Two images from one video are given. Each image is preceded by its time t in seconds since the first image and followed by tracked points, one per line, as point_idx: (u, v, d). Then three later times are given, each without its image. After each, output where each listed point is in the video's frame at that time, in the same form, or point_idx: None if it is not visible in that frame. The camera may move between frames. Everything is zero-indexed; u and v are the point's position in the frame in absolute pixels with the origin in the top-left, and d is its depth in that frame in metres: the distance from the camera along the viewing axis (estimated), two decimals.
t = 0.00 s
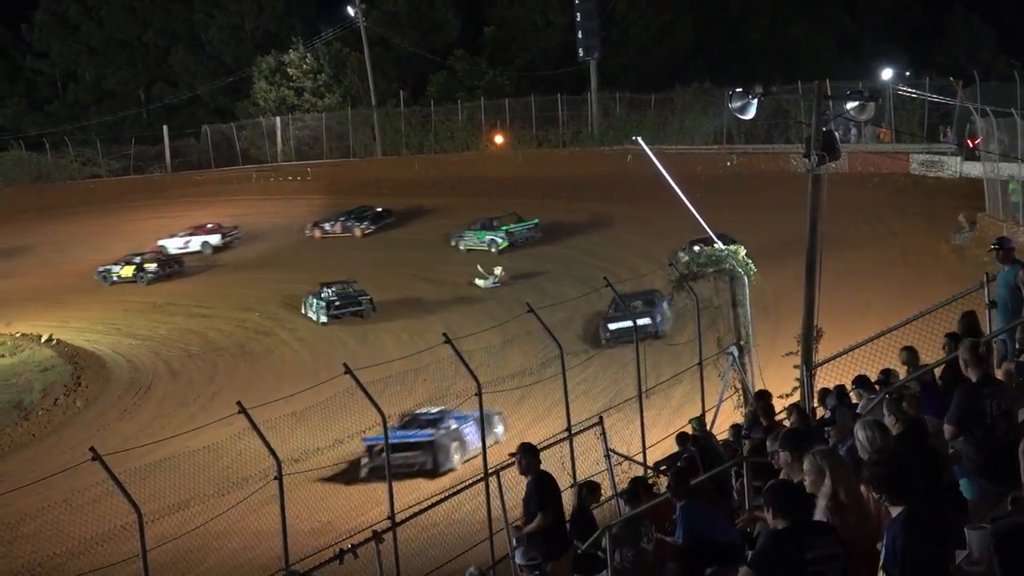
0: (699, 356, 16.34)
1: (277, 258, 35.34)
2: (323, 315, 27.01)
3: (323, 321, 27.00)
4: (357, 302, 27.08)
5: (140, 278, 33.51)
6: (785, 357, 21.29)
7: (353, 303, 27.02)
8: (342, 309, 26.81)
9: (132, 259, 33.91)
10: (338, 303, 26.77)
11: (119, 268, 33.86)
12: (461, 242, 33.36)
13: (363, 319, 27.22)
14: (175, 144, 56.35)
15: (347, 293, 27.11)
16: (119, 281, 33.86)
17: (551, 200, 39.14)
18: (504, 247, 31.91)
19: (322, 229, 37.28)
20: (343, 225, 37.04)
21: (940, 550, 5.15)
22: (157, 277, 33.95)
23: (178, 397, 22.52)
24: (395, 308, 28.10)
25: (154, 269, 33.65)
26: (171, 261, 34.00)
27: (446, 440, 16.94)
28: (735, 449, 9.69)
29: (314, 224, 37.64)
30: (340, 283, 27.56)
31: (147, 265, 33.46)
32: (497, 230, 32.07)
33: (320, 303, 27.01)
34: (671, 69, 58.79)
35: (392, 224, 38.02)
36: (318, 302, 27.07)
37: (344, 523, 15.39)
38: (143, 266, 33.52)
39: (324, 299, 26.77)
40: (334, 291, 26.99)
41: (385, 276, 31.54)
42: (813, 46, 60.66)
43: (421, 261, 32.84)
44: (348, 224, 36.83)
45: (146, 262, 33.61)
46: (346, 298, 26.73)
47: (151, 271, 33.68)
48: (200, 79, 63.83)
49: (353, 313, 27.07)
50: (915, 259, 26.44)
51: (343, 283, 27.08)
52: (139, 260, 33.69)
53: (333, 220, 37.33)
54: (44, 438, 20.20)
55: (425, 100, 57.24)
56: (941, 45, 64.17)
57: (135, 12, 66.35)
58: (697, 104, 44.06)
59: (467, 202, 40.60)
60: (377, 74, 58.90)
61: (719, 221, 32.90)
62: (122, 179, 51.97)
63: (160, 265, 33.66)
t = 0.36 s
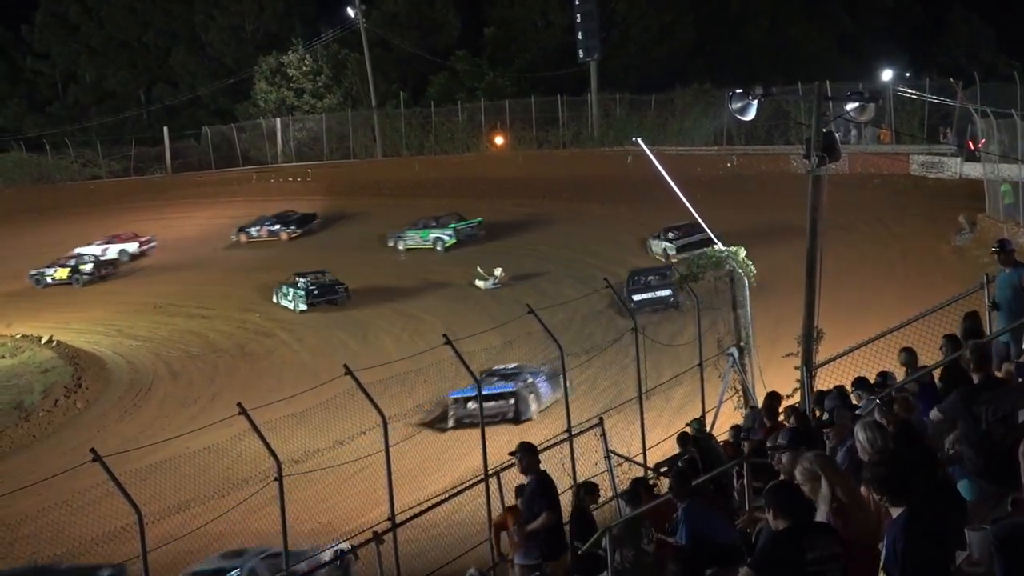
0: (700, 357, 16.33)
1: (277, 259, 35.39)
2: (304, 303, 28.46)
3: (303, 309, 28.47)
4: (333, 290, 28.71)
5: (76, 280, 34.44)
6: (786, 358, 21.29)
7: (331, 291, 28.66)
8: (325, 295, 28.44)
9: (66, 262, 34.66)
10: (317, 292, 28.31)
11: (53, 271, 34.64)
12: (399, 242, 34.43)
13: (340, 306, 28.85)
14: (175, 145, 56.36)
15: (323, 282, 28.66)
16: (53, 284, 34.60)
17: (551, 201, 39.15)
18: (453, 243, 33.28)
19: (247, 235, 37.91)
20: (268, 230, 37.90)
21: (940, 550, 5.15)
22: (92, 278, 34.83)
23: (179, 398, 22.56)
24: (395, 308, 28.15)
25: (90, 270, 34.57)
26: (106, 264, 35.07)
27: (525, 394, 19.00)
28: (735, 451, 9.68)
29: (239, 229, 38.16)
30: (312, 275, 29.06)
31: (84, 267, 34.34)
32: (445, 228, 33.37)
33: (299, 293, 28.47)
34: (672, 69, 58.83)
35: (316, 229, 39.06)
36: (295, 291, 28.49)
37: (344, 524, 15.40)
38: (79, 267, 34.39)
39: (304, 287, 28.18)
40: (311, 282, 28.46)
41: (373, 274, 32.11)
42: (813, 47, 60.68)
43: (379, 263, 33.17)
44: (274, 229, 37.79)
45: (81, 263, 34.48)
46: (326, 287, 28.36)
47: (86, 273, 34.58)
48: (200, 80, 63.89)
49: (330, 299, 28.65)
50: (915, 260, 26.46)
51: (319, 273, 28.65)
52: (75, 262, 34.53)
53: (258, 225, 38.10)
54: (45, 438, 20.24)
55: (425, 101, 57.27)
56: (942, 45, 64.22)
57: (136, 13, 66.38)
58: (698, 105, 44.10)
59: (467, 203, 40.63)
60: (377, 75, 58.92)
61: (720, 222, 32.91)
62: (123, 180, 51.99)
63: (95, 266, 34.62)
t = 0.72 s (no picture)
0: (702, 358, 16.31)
1: (280, 261, 35.41)
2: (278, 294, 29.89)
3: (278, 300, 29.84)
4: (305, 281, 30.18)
5: (9, 284, 35.12)
6: (789, 359, 21.29)
7: (303, 283, 30.12)
8: (300, 287, 29.91)
9: None
10: (292, 284, 29.78)
11: None
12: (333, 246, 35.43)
13: (311, 296, 30.32)
14: (177, 147, 56.41)
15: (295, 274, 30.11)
16: None
17: (554, 202, 39.16)
18: (390, 243, 34.52)
19: (171, 241, 38.51)
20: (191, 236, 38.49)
21: (942, 552, 5.14)
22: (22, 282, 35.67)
23: (183, 399, 22.57)
24: (398, 309, 28.16)
25: (23, 275, 35.38)
26: (38, 268, 35.97)
27: (584, 354, 20.85)
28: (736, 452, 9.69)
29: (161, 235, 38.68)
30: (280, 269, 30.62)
31: (18, 272, 35.17)
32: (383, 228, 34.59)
33: (273, 284, 29.88)
34: (674, 71, 58.89)
35: (264, 234, 39.53)
36: (269, 283, 29.92)
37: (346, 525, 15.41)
38: (13, 272, 35.12)
39: (281, 278, 29.69)
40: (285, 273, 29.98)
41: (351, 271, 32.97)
42: (816, 48, 60.71)
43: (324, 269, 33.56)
44: (198, 235, 38.35)
45: (16, 269, 35.25)
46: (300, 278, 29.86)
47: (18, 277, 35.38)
48: (203, 82, 63.98)
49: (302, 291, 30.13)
50: (917, 261, 26.47)
51: (291, 266, 30.06)
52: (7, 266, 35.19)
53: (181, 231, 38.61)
54: (48, 440, 20.27)
55: (427, 102, 57.32)
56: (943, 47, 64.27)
57: (139, 14, 66.46)
58: (700, 107, 44.14)
59: (469, 205, 40.64)
60: (379, 77, 58.95)
61: (721, 223, 32.95)
62: (125, 182, 52.02)
63: (28, 272, 35.49)
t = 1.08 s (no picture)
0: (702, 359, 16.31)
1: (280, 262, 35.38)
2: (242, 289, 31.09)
3: (243, 296, 31.01)
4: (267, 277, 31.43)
5: None
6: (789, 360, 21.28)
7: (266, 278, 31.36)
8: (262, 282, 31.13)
9: None
10: (255, 280, 30.98)
11: None
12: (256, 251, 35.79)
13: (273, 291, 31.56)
14: (177, 149, 56.39)
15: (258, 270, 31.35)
16: None
17: (554, 204, 39.14)
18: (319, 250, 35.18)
19: (89, 249, 39.14)
20: (108, 243, 39.07)
21: (941, 552, 5.13)
22: None
23: (183, 401, 22.55)
24: (397, 311, 28.14)
25: None
26: None
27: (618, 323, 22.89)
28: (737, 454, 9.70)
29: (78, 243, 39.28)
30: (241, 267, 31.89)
31: None
32: (311, 234, 35.06)
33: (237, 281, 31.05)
34: (675, 72, 58.90)
35: (262, 236, 39.54)
36: (233, 279, 31.07)
37: (346, 527, 15.40)
38: None
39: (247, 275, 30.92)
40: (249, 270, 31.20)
41: (310, 271, 33.71)
42: (816, 48, 60.74)
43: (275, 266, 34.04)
44: (115, 242, 39.00)
45: None
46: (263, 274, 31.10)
47: None
48: (204, 83, 64.01)
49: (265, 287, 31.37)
50: (917, 262, 26.47)
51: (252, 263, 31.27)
52: None
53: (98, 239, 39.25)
54: (48, 442, 20.25)
55: (427, 104, 57.33)
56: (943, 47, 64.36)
57: (140, 15, 66.38)
58: (700, 108, 44.19)
59: (470, 206, 40.62)
60: (380, 78, 58.95)
61: (721, 224, 32.96)
62: (125, 183, 51.99)
63: None
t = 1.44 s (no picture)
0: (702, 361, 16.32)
1: (281, 264, 35.37)
2: (200, 287, 32.26)
3: (201, 293, 32.14)
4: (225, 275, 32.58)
5: None
6: (789, 362, 21.31)
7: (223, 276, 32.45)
8: (219, 280, 32.13)
9: None
10: (214, 278, 32.08)
11: None
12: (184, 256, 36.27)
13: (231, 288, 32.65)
14: (178, 150, 56.43)
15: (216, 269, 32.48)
16: None
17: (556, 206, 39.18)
18: (244, 256, 35.80)
19: None
20: (20, 252, 39.09)
21: (941, 554, 5.14)
22: None
23: (183, 403, 22.56)
24: (397, 313, 28.16)
25: None
26: None
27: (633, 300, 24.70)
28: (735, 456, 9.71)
29: None
30: (197, 267, 33.08)
31: None
32: (236, 242, 35.65)
33: (196, 278, 32.16)
34: (675, 73, 58.92)
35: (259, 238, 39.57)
36: (193, 277, 32.17)
37: (347, 528, 15.43)
38: None
39: (206, 272, 32.03)
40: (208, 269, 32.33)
41: (307, 273, 33.78)
42: (817, 49, 60.78)
43: (259, 270, 34.28)
44: (28, 251, 39.21)
45: None
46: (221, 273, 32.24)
47: None
48: (205, 84, 64.06)
49: (222, 285, 32.41)
50: (917, 265, 26.49)
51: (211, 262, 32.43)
52: None
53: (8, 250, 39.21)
54: (48, 443, 20.27)
55: (428, 105, 57.35)
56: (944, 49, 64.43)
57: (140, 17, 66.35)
58: (700, 110, 44.25)
59: (472, 207, 40.63)
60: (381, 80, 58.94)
61: (722, 227, 32.99)
62: (125, 185, 52.04)
63: None
